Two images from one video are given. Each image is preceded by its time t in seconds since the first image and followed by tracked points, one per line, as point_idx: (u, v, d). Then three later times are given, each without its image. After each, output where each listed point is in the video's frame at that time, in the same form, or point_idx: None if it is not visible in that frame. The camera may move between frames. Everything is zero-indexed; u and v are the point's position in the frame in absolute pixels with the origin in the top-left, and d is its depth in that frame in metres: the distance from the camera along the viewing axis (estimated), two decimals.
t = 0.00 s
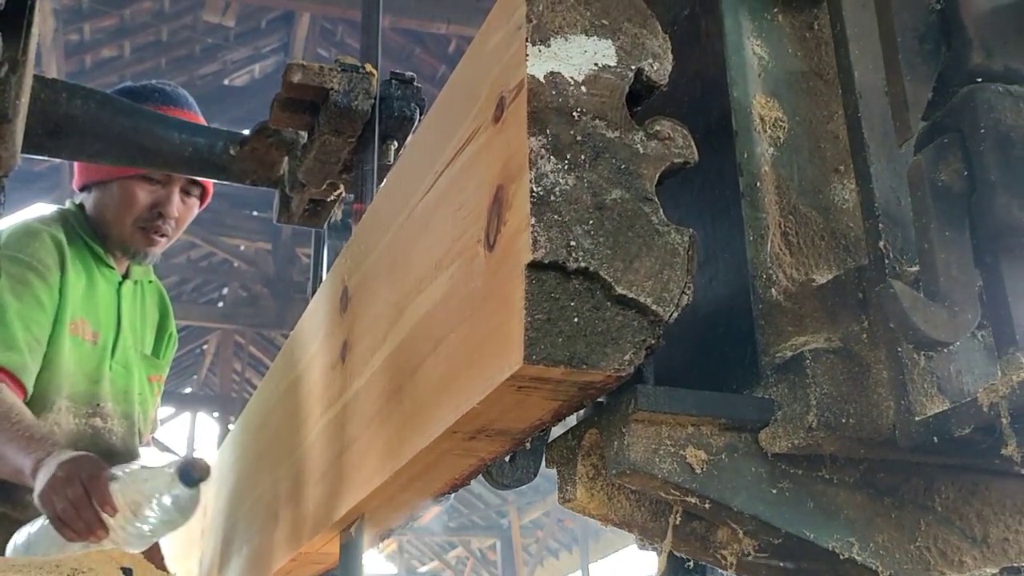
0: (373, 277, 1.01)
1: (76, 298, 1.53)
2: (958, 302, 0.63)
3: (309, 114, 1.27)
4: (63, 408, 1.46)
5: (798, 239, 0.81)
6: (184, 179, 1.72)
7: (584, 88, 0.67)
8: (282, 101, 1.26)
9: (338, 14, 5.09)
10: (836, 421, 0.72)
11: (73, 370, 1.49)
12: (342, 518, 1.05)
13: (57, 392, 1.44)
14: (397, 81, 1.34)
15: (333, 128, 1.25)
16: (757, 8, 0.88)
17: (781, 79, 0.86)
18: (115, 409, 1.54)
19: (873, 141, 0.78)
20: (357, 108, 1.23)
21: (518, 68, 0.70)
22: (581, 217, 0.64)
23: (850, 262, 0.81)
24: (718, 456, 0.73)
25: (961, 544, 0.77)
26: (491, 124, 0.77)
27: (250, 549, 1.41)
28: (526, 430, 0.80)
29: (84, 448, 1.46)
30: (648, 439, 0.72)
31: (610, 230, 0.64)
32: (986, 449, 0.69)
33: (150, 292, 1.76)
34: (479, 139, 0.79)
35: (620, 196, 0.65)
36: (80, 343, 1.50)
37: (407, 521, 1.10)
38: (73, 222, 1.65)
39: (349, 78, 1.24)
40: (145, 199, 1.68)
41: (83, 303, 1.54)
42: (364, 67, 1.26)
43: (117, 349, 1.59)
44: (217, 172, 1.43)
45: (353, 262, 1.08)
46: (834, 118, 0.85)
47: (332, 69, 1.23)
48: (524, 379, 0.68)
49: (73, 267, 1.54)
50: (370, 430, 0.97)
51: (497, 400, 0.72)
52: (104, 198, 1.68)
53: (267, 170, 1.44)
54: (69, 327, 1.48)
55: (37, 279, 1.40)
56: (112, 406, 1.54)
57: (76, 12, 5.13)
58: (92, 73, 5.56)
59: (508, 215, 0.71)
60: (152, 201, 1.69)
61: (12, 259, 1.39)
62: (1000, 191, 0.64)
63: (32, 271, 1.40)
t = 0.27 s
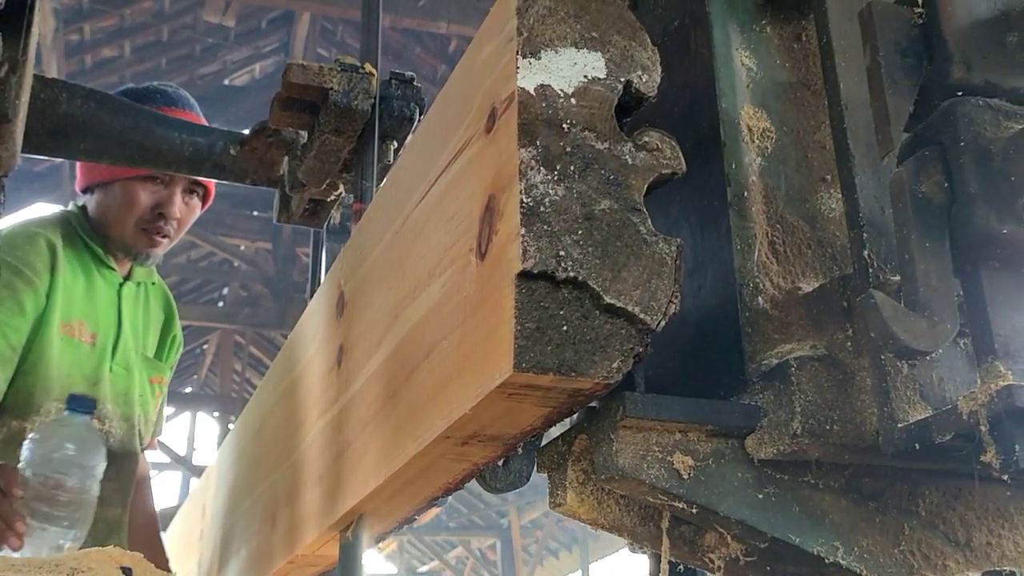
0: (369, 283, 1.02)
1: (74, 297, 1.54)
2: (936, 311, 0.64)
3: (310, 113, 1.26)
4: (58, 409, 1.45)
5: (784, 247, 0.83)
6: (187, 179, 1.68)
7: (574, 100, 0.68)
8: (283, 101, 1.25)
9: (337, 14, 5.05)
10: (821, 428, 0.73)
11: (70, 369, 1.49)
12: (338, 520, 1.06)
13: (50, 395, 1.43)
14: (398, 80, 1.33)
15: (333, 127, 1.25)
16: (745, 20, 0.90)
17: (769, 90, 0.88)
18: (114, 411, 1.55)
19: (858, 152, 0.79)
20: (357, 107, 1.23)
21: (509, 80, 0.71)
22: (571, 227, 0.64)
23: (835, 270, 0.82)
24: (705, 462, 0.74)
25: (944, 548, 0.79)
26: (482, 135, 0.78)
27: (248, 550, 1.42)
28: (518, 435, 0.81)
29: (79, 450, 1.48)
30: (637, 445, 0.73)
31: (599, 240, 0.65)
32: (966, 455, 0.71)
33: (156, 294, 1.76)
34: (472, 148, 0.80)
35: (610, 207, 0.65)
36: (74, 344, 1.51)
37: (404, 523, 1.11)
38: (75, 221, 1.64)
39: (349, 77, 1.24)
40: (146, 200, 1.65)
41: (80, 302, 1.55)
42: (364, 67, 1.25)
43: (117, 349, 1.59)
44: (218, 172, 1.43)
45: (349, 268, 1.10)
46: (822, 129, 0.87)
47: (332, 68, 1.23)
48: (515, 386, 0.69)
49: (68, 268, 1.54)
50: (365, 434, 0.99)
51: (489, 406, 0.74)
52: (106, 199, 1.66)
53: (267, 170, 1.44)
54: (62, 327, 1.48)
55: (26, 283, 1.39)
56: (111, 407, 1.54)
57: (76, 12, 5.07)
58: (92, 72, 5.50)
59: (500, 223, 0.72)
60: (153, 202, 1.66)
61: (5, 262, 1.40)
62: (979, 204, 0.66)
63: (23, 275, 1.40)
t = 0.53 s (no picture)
0: (365, 288, 1.04)
1: (77, 298, 1.54)
2: (918, 319, 0.66)
3: (310, 113, 1.24)
4: (63, 409, 1.47)
5: (773, 254, 0.83)
6: (187, 181, 1.70)
7: (564, 110, 0.68)
8: (282, 100, 1.22)
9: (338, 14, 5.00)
10: (806, 432, 0.75)
11: (73, 370, 1.50)
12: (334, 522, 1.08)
13: (55, 395, 1.45)
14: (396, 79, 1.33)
15: (333, 126, 1.22)
16: (735, 29, 0.91)
17: (758, 98, 0.89)
18: (119, 411, 1.54)
19: (845, 160, 0.80)
20: (357, 106, 1.20)
21: (500, 91, 0.71)
22: (560, 236, 0.65)
23: (823, 276, 0.84)
24: (693, 465, 0.76)
25: (930, 550, 0.80)
26: (475, 144, 0.80)
27: (246, 550, 1.43)
28: (510, 439, 0.83)
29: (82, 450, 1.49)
30: (627, 449, 0.75)
31: (588, 247, 0.65)
32: (949, 459, 0.72)
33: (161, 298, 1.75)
34: (465, 157, 0.81)
35: (600, 215, 0.66)
36: (78, 345, 1.51)
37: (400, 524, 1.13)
38: (78, 224, 1.64)
39: (348, 76, 1.20)
40: (147, 202, 1.67)
41: (83, 303, 1.55)
42: (364, 66, 1.22)
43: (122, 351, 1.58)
44: (218, 171, 1.42)
45: (346, 272, 1.11)
46: (808, 136, 0.89)
47: (332, 67, 1.19)
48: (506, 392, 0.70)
49: (71, 269, 1.54)
50: (361, 437, 1.00)
51: (481, 410, 0.75)
52: (107, 203, 1.67)
53: (266, 167, 1.42)
54: (65, 328, 1.49)
55: (28, 285, 1.41)
56: (116, 408, 1.54)
57: (76, 10, 4.97)
58: (93, 72, 5.45)
59: (491, 231, 0.73)
60: (154, 204, 1.67)
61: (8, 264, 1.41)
62: (960, 213, 0.67)
63: (26, 277, 1.41)
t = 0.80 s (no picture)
0: (360, 292, 1.05)
1: (92, 306, 1.49)
2: (901, 326, 0.67)
3: (310, 111, 1.23)
4: (81, 410, 1.40)
5: (761, 260, 0.85)
6: (195, 184, 1.68)
7: (556, 118, 0.69)
8: (282, 98, 1.21)
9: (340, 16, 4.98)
10: (792, 436, 0.76)
11: (89, 373, 1.44)
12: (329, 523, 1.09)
13: (73, 395, 1.38)
14: (398, 77, 1.27)
15: (333, 126, 1.21)
16: (724, 37, 0.92)
17: (747, 105, 0.90)
18: (133, 416, 1.48)
19: (833, 167, 0.81)
20: (357, 105, 1.19)
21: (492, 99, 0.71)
22: (551, 243, 0.65)
23: (810, 282, 0.85)
24: (681, 468, 0.77)
25: (915, 552, 0.81)
26: (468, 152, 0.81)
27: (243, 551, 1.44)
28: (503, 442, 0.84)
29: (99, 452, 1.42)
30: (616, 453, 0.75)
31: (579, 254, 0.66)
32: (933, 463, 0.74)
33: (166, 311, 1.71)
34: (458, 165, 0.83)
35: (590, 223, 0.67)
36: (93, 349, 1.45)
37: (395, 524, 1.14)
38: (89, 233, 1.59)
39: (348, 74, 1.19)
40: (158, 207, 1.65)
41: (99, 311, 1.49)
42: (364, 65, 1.20)
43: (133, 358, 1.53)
44: (219, 171, 1.38)
45: (342, 277, 1.12)
46: (798, 142, 0.89)
47: (332, 65, 1.18)
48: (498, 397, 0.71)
49: (86, 277, 1.50)
50: (356, 440, 1.01)
51: (473, 414, 0.76)
52: (121, 207, 1.65)
53: (266, 167, 1.39)
54: (81, 331, 1.43)
55: (42, 286, 1.36)
56: (130, 412, 1.47)
57: (76, 10, 4.92)
58: (93, 71, 5.41)
59: (483, 239, 0.75)
60: (165, 208, 1.65)
61: (22, 264, 1.36)
62: (942, 221, 0.68)
63: (41, 279, 1.37)
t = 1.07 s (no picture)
0: (356, 298, 1.06)
1: (102, 312, 1.50)
2: (883, 336, 0.68)
3: (310, 111, 1.20)
4: (90, 413, 1.42)
5: (750, 269, 0.86)
6: (199, 185, 1.73)
7: (547, 130, 0.70)
8: (282, 97, 1.19)
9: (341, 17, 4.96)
10: (780, 442, 0.77)
11: (99, 378, 1.45)
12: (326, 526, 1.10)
13: (83, 399, 1.40)
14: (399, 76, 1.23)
15: (334, 125, 1.18)
16: (715, 49, 0.94)
17: (737, 116, 0.91)
18: (141, 421, 1.50)
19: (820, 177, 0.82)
20: (358, 105, 1.16)
21: (483, 111, 0.71)
22: (542, 253, 0.66)
23: (798, 291, 0.86)
24: (670, 474, 0.78)
25: (901, 556, 0.82)
26: (461, 162, 0.82)
27: (240, 554, 1.45)
28: (496, 447, 0.85)
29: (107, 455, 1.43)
30: (607, 458, 0.77)
31: (569, 264, 0.66)
32: (918, 470, 0.75)
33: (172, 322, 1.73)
34: (451, 175, 0.84)
35: (580, 233, 0.67)
36: (103, 355, 1.46)
37: (391, 528, 1.16)
38: (98, 242, 1.60)
39: (349, 73, 1.16)
40: (164, 207, 1.68)
41: (109, 318, 1.50)
42: (365, 64, 1.17)
43: (141, 364, 1.55)
44: (218, 171, 1.36)
45: (339, 282, 1.14)
46: (787, 152, 0.91)
47: (333, 65, 1.16)
48: (489, 404, 0.73)
49: (96, 285, 1.50)
50: (352, 444, 1.03)
51: (465, 420, 0.77)
52: (128, 213, 1.68)
53: (267, 167, 1.37)
54: (91, 338, 1.44)
55: (58, 295, 1.37)
56: (137, 417, 1.50)
57: (76, 10, 4.90)
58: (93, 71, 5.39)
59: (475, 249, 0.76)
60: (171, 208, 1.69)
61: (33, 271, 1.36)
62: (924, 232, 0.70)
63: (51, 288, 1.37)
